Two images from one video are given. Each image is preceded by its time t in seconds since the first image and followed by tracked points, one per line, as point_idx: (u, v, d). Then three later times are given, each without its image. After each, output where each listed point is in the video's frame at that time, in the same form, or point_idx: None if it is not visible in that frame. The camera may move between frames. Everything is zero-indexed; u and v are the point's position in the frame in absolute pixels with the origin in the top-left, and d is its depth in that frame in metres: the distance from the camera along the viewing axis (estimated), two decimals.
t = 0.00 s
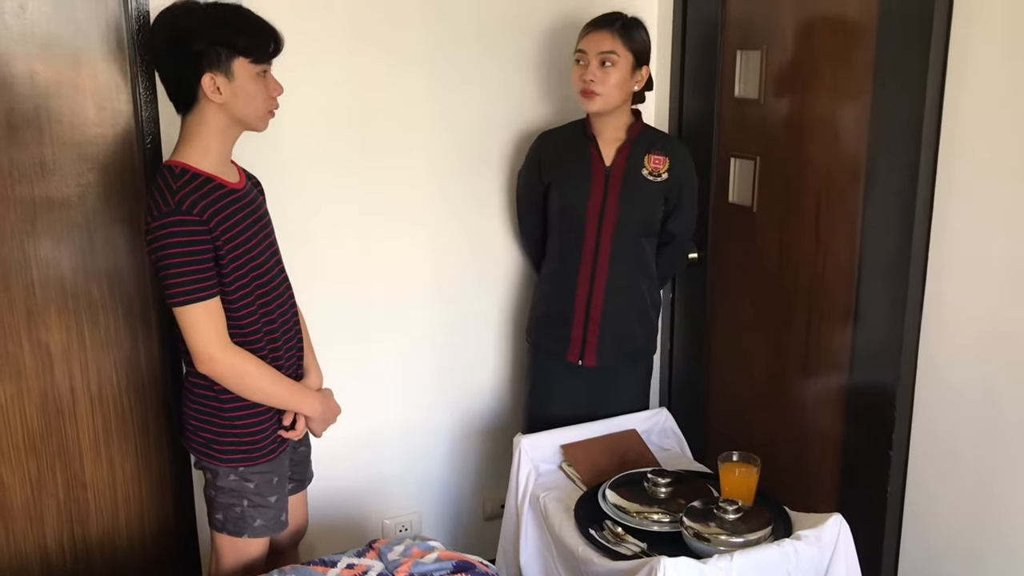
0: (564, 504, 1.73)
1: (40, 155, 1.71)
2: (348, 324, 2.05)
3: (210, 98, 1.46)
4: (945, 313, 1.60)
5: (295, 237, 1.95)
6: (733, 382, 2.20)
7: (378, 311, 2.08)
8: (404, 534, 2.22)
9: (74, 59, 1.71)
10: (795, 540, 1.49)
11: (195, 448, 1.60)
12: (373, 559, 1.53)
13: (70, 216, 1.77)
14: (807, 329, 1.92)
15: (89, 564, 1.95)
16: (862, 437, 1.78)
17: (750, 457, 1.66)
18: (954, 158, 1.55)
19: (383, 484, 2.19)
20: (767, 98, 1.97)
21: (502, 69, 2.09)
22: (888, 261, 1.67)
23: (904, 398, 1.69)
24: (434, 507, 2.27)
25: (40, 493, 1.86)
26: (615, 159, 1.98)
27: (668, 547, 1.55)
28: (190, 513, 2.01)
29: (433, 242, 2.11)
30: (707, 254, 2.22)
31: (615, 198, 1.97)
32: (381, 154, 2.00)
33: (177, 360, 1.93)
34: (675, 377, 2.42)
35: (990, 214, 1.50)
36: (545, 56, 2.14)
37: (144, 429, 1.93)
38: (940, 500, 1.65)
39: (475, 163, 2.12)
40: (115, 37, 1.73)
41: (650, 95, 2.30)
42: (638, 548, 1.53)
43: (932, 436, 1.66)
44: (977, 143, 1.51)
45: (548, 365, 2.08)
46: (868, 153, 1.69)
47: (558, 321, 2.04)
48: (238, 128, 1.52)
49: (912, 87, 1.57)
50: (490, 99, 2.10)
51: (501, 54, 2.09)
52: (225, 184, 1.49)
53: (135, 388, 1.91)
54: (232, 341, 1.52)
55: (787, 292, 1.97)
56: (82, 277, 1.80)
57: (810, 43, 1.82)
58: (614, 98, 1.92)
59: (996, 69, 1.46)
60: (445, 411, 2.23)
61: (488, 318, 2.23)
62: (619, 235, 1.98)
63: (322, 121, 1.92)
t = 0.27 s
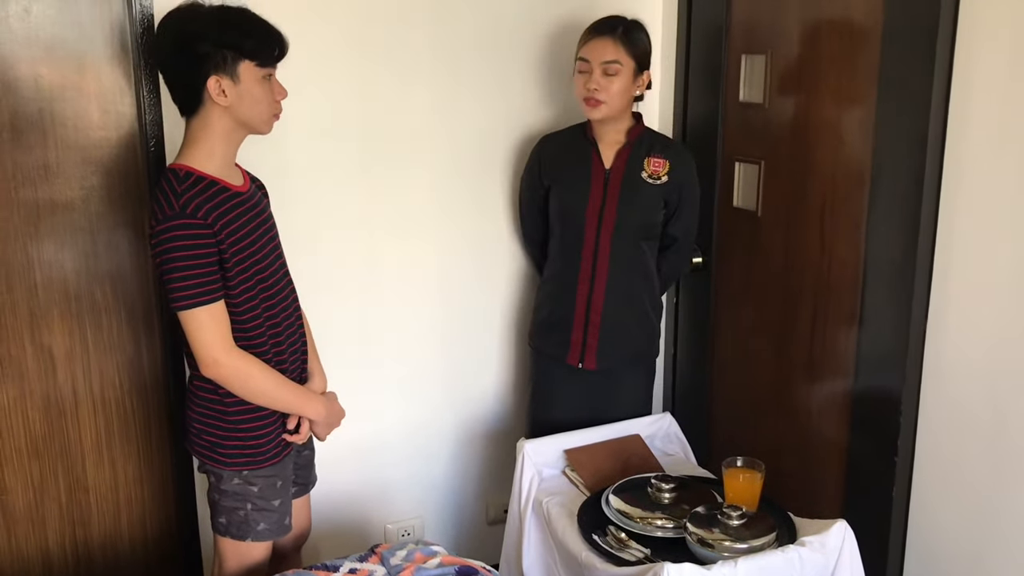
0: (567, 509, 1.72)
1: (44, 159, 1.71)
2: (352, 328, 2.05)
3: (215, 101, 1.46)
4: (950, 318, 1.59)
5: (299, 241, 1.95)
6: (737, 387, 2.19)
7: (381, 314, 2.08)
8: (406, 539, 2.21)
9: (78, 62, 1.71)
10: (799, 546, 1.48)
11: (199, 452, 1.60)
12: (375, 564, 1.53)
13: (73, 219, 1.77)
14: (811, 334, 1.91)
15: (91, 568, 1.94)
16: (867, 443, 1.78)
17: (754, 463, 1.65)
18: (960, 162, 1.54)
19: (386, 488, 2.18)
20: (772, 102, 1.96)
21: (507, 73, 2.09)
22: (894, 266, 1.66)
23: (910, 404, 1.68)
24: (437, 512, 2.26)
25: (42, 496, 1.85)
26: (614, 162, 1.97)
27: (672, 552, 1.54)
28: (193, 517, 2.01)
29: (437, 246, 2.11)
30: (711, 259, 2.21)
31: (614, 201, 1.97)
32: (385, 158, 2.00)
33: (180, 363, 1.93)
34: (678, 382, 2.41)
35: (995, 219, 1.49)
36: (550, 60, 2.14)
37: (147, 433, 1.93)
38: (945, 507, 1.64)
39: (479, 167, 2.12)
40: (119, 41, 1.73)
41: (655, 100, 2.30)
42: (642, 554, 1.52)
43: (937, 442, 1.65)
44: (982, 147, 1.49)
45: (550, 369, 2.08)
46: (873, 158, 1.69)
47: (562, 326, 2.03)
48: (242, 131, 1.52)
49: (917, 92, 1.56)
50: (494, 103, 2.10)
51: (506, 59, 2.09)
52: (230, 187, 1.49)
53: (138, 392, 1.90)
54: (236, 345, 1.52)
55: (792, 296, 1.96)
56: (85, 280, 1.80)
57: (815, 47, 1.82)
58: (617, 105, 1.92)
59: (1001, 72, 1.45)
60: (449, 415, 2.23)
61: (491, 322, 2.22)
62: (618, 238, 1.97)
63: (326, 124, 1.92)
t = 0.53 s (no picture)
0: (571, 512, 1.72)
1: (51, 161, 1.72)
2: (357, 330, 2.05)
3: (223, 103, 1.46)
4: (954, 323, 1.59)
5: (305, 243, 1.95)
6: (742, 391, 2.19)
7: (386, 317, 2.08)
8: (411, 541, 2.21)
9: (85, 65, 1.72)
10: (803, 550, 1.48)
11: (206, 453, 1.60)
12: (380, 566, 1.53)
13: (80, 221, 1.77)
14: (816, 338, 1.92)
15: (96, 569, 1.95)
16: (871, 446, 1.78)
17: (758, 467, 1.66)
18: (965, 167, 1.54)
19: (390, 490, 2.18)
20: (776, 105, 1.96)
21: (512, 76, 2.10)
22: (899, 269, 1.66)
23: (914, 408, 1.68)
24: (441, 514, 2.27)
25: (48, 496, 1.86)
26: (620, 165, 1.98)
27: (676, 556, 1.54)
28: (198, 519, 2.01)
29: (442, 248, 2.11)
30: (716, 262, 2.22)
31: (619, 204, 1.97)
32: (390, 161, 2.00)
33: (186, 365, 1.93)
34: (683, 386, 2.42)
35: (1000, 224, 1.48)
36: (555, 63, 2.14)
37: (152, 435, 1.94)
38: (949, 512, 1.64)
39: (484, 170, 2.12)
40: (126, 44, 1.74)
41: (660, 103, 2.30)
42: (646, 557, 1.52)
43: (940, 447, 1.64)
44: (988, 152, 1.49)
45: (554, 373, 2.08)
46: (879, 162, 1.69)
47: (566, 329, 2.03)
48: (248, 134, 1.52)
49: (922, 96, 1.57)
50: (499, 106, 2.10)
51: (511, 62, 2.09)
52: (238, 190, 1.49)
53: (143, 393, 1.91)
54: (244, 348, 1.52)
55: (797, 300, 1.96)
56: (91, 281, 1.81)
57: (820, 51, 1.82)
58: (633, 114, 1.94)
59: (1005, 77, 1.45)
60: (453, 417, 2.23)
61: (496, 324, 2.23)
62: (625, 241, 1.97)
63: (332, 127, 1.92)
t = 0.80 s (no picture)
0: (573, 513, 1.72)
1: (54, 161, 1.72)
2: (360, 330, 2.05)
3: (227, 103, 1.46)
4: (958, 324, 1.58)
5: (308, 243, 1.95)
6: (746, 393, 2.19)
7: (389, 317, 2.08)
8: (413, 541, 2.21)
9: (89, 65, 1.72)
10: (806, 552, 1.47)
11: (209, 453, 1.60)
12: (382, 567, 1.53)
13: (83, 221, 1.77)
14: (819, 340, 1.91)
15: (98, 569, 1.94)
16: (874, 448, 1.77)
17: (761, 468, 1.65)
18: (969, 168, 1.53)
19: (393, 491, 2.18)
20: (780, 106, 1.96)
21: (515, 77, 2.10)
22: (902, 270, 1.66)
23: (917, 409, 1.67)
24: (444, 515, 2.27)
25: (51, 496, 1.86)
26: (627, 166, 1.97)
27: (679, 558, 1.54)
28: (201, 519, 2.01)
29: (444, 249, 2.11)
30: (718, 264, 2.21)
31: (625, 205, 1.97)
32: (393, 161, 2.00)
33: (188, 365, 1.93)
34: (685, 387, 2.41)
35: (1005, 224, 1.48)
36: (559, 64, 2.14)
37: (155, 434, 1.94)
38: (952, 514, 1.63)
39: (487, 171, 2.12)
40: (130, 44, 1.74)
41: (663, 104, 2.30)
42: (648, 558, 1.52)
43: (944, 449, 1.64)
44: (993, 152, 1.48)
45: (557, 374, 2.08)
46: (882, 163, 1.68)
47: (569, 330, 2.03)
48: (252, 134, 1.52)
49: (926, 97, 1.56)
50: (502, 107, 2.10)
51: (515, 63, 2.09)
52: (242, 189, 1.49)
53: (145, 393, 1.91)
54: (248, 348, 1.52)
55: (801, 300, 1.96)
56: (94, 281, 1.81)
57: (823, 52, 1.82)
58: (629, 106, 1.92)
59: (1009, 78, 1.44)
60: (456, 418, 2.23)
61: (499, 325, 2.23)
62: (631, 242, 1.98)
63: (335, 128, 1.92)
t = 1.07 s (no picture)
0: (575, 512, 1.72)
1: (56, 161, 1.72)
2: (362, 330, 2.06)
3: (229, 103, 1.47)
4: (959, 323, 1.58)
5: (310, 242, 1.95)
6: (748, 392, 2.18)
7: (390, 317, 2.08)
8: (415, 541, 2.21)
9: (91, 65, 1.72)
10: (808, 551, 1.47)
11: (211, 452, 1.60)
12: (384, 566, 1.53)
13: (85, 221, 1.78)
14: (821, 339, 1.91)
15: (101, 569, 1.95)
16: (876, 447, 1.77)
17: (763, 467, 1.65)
18: (970, 167, 1.53)
19: (394, 490, 2.18)
20: (781, 105, 1.96)
21: (517, 77, 2.10)
22: (903, 269, 1.66)
23: (919, 408, 1.67)
24: (445, 514, 2.27)
25: (53, 496, 1.86)
26: (624, 167, 1.97)
27: (680, 557, 1.54)
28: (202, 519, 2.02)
29: (446, 249, 2.11)
30: (720, 263, 2.21)
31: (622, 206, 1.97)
32: (395, 161, 2.00)
33: (190, 365, 1.93)
34: (687, 387, 2.41)
35: (1006, 223, 1.48)
36: (560, 64, 2.15)
37: (157, 434, 1.94)
38: (954, 513, 1.63)
39: (489, 171, 2.12)
40: (132, 44, 1.74)
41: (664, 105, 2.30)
42: (650, 558, 1.52)
43: (946, 448, 1.64)
44: (994, 152, 1.48)
45: (558, 373, 2.08)
46: (884, 163, 1.68)
47: (571, 330, 2.03)
48: (254, 135, 1.52)
49: (927, 96, 1.56)
50: (504, 106, 2.11)
51: (516, 63, 2.09)
52: (245, 188, 1.49)
53: (147, 393, 1.91)
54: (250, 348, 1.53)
55: (802, 300, 1.96)
56: (96, 281, 1.81)
57: (825, 51, 1.82)
58: (622, 103, 1.92)
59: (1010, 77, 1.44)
60: (457, 418, 2.23)
61: (501, 325, 2.23)
62: (629, 243, 1.98)
63: (336, 128, 1.92)
